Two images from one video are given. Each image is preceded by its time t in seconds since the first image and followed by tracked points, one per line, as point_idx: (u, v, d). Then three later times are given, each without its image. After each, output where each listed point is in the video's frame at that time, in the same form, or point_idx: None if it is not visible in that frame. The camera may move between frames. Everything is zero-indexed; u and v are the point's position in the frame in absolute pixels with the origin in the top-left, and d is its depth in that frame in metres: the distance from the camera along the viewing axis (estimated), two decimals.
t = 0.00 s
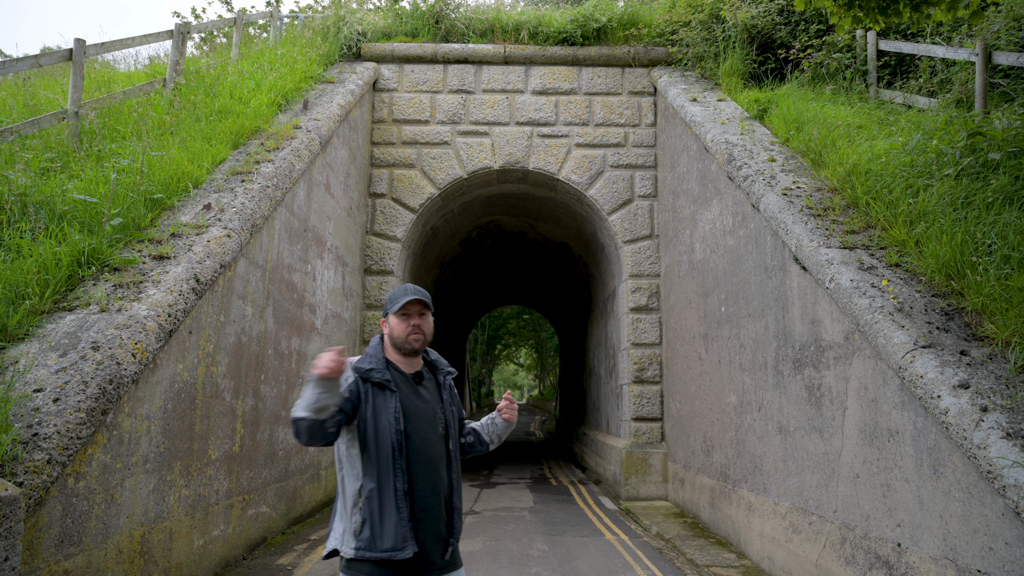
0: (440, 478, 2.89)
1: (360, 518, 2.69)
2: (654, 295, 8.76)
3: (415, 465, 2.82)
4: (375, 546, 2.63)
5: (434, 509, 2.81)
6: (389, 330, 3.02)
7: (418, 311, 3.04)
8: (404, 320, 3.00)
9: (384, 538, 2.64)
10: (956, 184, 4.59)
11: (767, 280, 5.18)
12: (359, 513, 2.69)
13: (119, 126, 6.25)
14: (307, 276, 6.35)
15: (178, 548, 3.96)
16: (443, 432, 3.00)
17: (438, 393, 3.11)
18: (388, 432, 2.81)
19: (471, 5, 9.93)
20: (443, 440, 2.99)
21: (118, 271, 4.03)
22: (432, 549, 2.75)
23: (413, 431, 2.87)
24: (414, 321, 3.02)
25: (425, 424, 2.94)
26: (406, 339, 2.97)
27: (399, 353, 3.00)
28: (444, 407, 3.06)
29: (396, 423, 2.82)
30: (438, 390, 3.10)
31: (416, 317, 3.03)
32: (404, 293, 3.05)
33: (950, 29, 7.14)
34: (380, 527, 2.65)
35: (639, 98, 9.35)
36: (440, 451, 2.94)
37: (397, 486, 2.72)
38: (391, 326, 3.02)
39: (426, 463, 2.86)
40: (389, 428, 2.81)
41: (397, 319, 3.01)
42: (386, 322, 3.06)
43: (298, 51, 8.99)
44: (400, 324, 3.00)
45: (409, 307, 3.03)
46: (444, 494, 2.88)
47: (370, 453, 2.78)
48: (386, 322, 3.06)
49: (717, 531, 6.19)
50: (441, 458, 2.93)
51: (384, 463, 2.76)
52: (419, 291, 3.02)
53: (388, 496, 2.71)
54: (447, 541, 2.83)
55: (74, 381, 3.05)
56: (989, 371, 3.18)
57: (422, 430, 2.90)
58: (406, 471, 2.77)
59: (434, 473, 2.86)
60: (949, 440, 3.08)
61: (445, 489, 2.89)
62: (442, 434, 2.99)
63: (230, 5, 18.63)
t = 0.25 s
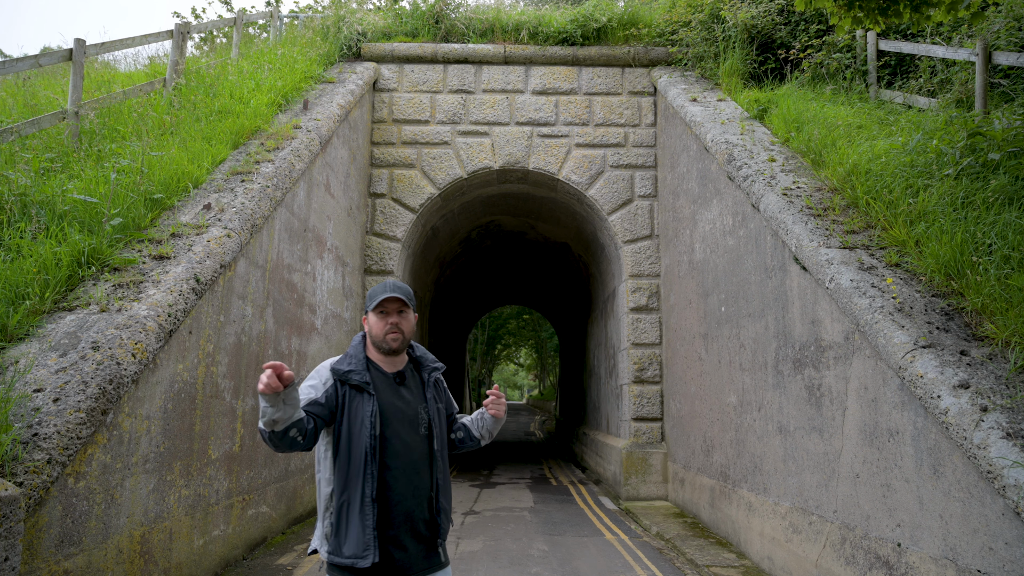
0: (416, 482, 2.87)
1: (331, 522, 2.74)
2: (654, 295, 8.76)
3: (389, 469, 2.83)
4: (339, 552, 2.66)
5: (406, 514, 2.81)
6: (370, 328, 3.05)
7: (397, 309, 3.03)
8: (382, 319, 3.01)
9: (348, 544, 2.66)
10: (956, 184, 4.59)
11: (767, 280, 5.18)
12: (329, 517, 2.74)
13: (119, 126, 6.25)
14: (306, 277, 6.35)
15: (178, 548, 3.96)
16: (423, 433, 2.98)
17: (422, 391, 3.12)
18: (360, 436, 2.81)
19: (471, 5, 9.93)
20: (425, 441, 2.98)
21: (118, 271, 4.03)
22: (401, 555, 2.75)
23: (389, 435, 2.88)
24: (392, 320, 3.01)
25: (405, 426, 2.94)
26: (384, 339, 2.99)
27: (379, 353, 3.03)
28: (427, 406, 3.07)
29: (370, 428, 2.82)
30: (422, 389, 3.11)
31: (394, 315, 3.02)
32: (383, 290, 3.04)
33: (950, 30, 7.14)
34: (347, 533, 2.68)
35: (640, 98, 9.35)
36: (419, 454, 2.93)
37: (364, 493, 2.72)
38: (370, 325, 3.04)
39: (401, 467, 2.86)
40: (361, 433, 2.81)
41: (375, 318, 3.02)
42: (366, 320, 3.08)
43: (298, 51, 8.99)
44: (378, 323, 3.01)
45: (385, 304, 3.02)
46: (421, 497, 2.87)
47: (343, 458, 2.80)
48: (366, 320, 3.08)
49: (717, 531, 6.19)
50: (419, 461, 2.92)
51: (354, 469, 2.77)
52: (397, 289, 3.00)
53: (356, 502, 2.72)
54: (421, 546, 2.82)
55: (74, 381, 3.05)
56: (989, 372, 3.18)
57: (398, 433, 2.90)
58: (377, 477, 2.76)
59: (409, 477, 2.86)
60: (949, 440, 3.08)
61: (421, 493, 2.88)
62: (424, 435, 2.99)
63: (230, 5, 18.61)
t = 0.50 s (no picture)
0: (407, 482, 2.89)
1: (320, 523, 2.73)
2: (654, 295, 8.76)
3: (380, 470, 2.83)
4: (329, 553, 2.66)
5: (397, 514, 2.82)
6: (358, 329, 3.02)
7: (384, 310, 2.98)
8: (369, 320, 2.96)
9: (338, 545, 2.66)
10: (956, 184, 4.59)
11: (767, 280, 5.18)
12: (318, 518, 2.73)
13: (119, 126, 6.25)
14: (306, 276, 6.35)
15: (178, 548, 3.96)
16: (414, 433, 3.00)
17: (413, 391, 3.13)
18: (351, 438, 2.80)
19: (471, 5, 9.93)
20: (417, 442, 2.99)
21: (118, 271, 4.03)
22: (392, 555, 2.76)
23: (381, 436, 2.88)
24: (379, 320, 2.96)
25: (397, 426, 2.95)
26: (371, 339, 2.95)
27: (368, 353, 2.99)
28: (419, 406, 3.08)
29: (361, 429, 2.81)
30: (413, 388, 3.12)
31: (381, 316, 2.97)
32: (370, 290, 2.99)
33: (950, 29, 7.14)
34: (337, 534, 2.68)
35: (640, 98, 9.35)
36: (410, 454, 2.94)
37: (354, 494, 2.72)
38: (359, 326, 3.00)
39: (392, 468, 2.86)
40: (352, 433, 2.80)
41: (363, 319, 2.98)
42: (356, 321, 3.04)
43: (298, 51, 8.99)
44: (365, 323, 2.97)
45: (371, 306, 2.97)
46: (412, 498, 2.88)
47: (333, 458, 2.79)
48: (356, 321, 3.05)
49: (717, 531, 6.19)
50: (411, 461, 2.93)
51: (345, 470, 2.76)
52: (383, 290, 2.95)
53: (346, 503, 2.71)
54: (412, 546, 2.84)
55: (74, 381, 3.05)
56: (989, 371, 3.18)
57: (390, 434, 2.90)
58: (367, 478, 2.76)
59: (400, 477, 2.87)
60: (949, 440, 3.08)
61: (412, 493, 2.89)
62: (416, 436, 3.00)
63: (230, 5, 18.61)
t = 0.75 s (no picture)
0: (409, 481, 2.89)
1: (323, 522, 2.70)
2: (654, 295, 8.76)
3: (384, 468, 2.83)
4: (334, 551, 2.64)
5: (400, 512, 2.83)
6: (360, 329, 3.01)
7: (385, 311, 2.97)
8: (370, 321, 2.95)
9: (344, 542, 2.64)
10: (956, 184, 4.59)
11: (767, 280, 5.18)
12: (322, 517, 2.70)
13: (119, 126, 6.25)
14: (307, 276, 6.35)
15: (178, 548, 3.96)
16: (415, 432, 3.01)
17: (413, 391, 3.13)
18: (356, 436, 2.80)
19: (471, 5, 9.93)
20: (418, 441, 3.01)
21: (118, 271, 4.03)
22: (395, 553, 2.76)
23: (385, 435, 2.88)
24: (380, 321, 2.95)
25: (399, 426, 2.96)
26: (373, 341, 2.94)
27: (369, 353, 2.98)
28: (419, 405, 3.09)
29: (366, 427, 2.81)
30: (414, 388, 3.13)
31: (382, 317, 2.96)
32: (372, 291, 2.98)
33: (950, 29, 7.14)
34: (342, 531, 2.66)
35: (639, 98, 9.35)
36: (412, 454, 2.95)
37: (360, 492, 2.71)
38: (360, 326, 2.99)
39: (396, 466, 2.87)
40: (357, 431, 2.80)
41: (364, 319, 2.97)
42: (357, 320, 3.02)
43: (298, 51, 8.99)
44: (367, 324, 2.96)
45: (374, 306, 2.96)
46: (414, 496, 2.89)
47: (337, 456, 2.77)
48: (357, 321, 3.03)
49: (717, 531, 6.19)
50: (412, 460, 2.95)
51: (349, 468, 2.75)
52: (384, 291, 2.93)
53: (352, 501, 2.70)
54: (413, 545, 2.84)
55: (74, 381, 3.05)
56: (989, 372, 3.18)
57: (392, 433, 2.91)
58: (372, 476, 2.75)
59: (403, 476, 2.88)
60: (949, 440, 3.08)
61: (413, 492, 2.90)
62: (417, 435, 3.01)
63: (231, 5, 18.59)
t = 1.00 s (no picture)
0: (418, 481, 2.91)
1: (335, 519, 2.69)
2: (654, 295, 8.76)
3: (395, 466, 2.84)
4: (346, 547, 2.63)
5: (410, 510, 2.83)
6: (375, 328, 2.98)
7: (408, 311, 2.99)
8: (394, 320, 2.94)
9: (356, 538, 2.64)
10: (956, 184, 4.59)
11: (767, 280, 5.18)
12: (333, 513, 2.69)
13: (119, 126, 6.25)
14: (307, 276, 6.35)
15: (178, 548, 3.96)
16: (423, 432, 3.03)
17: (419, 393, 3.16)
18: (369, 434, 2.80)
19: (471, 5, 9.93)
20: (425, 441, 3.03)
21: (118, 271, 4.03)
22: (404, 551, 2.77)
23: (396, 433, 2.88)
24: (404, 321, 2.97)
25: (409, 426, 2.97)
26: (395, 340, 2.94)
27: (385, 353, 2.97)
28: (425, 407, 3.12)
29: (380, 425, 2.81)
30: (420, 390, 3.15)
31: (406, 317, 2.98)
32: (395, 291, 2.97)
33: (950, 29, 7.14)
34: (353, 527, 2.66)
35: (639, 98, 9.35)
36: (420, 452, 2.97)
37: (373, 489, 2.71)
38: (379, 325, 2.95)
39: (406, 464, 2.88)
40: (370, 430, 2.80)
41: (386, 318, 2.94)
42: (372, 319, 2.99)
43: (298, 51, 8.99)
44: (389, 323, 2.94)
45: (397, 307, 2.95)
46: (422, 494, 2.90)
47: (349, 453, 2.76)
48: (373, 319, 2.99)
49: (717, 531, 6.19)
50: (420, 459, 2.96)
51: (361, 466, 2.75)
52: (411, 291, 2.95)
53: (363, 498, 2.70)
54: (420, 543, 2.86)
55: (74, 381, 3.05)
56: (989, 371, 3.18)
57: (403, 432, 2.92)
58: (384, 473, 2.76)
59: (412, 473, 2.89)
60: (949, 440, 3.08)
61: (421, 491, 2.91)
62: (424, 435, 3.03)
63: (230, 5, 18.61)
